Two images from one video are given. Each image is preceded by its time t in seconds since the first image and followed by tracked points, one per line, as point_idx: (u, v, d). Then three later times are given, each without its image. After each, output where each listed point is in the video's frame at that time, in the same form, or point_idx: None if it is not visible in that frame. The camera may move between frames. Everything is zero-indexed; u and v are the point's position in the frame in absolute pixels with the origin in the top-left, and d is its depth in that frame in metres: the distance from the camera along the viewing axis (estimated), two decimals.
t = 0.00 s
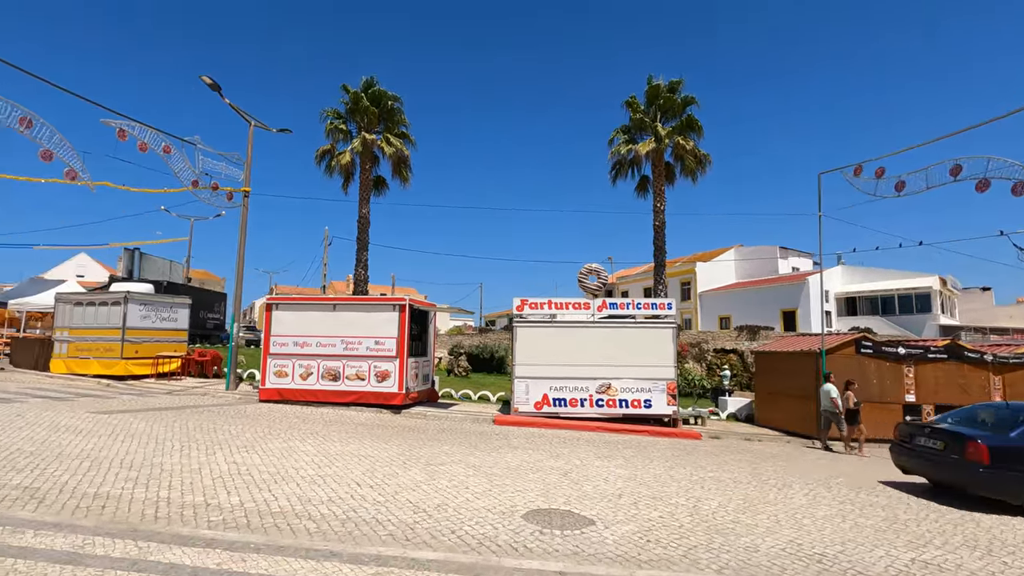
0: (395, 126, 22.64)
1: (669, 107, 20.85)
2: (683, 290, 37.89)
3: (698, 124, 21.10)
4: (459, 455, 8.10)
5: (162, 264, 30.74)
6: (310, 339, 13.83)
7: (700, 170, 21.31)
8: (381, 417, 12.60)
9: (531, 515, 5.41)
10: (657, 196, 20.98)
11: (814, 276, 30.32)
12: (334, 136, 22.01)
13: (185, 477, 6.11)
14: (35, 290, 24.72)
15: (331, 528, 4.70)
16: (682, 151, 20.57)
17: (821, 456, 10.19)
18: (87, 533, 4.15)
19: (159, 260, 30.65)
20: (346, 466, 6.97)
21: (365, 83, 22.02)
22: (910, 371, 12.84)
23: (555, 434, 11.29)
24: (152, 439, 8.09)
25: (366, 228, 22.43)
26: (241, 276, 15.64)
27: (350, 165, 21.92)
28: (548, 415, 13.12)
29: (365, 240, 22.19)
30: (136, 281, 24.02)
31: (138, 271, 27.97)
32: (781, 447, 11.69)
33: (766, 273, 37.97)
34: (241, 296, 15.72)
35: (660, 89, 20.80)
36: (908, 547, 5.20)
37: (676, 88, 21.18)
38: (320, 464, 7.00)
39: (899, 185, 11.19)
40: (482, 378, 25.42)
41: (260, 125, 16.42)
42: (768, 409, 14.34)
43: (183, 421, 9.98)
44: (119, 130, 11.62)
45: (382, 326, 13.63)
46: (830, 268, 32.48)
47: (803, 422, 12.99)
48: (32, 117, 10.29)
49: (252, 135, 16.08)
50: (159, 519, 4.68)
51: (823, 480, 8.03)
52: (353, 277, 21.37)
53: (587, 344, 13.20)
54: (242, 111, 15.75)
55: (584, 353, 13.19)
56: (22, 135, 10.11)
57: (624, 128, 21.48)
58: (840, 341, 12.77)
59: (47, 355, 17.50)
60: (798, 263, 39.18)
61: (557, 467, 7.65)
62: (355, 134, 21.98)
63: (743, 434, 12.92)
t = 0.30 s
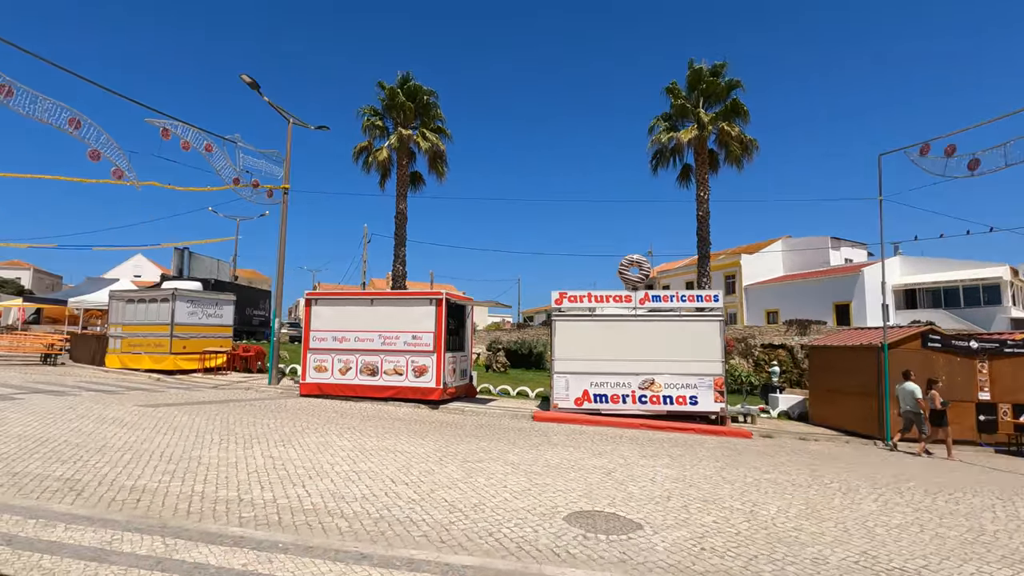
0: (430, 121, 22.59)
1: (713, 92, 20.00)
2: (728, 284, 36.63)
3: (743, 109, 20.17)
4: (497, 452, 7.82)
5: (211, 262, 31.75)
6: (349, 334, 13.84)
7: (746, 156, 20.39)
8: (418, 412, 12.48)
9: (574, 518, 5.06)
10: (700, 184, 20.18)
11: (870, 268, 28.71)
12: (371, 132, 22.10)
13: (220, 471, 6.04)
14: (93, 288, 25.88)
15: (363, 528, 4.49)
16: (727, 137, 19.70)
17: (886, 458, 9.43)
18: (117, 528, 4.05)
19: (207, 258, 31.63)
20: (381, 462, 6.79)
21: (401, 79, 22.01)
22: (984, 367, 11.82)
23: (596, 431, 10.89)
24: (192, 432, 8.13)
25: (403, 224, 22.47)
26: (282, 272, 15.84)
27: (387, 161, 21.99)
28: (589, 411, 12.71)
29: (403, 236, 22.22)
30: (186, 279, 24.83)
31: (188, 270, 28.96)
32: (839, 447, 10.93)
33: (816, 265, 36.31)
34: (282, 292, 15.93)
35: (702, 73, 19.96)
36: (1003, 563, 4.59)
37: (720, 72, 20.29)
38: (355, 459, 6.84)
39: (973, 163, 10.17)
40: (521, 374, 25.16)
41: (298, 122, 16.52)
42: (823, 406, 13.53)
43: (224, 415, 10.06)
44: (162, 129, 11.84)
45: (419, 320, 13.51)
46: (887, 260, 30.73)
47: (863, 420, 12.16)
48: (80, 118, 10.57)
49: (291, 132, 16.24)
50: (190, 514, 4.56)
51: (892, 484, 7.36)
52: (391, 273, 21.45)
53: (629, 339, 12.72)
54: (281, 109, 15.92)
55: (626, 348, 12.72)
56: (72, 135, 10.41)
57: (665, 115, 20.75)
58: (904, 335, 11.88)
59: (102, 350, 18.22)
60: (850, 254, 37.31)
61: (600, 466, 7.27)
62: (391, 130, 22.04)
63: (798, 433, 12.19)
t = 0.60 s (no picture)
0: (477, 119, 22.51)
1: (772, 76, 18.89)
2: (789, 280, 34.83)
3: (807, 93, 18.96)
4: (551, 456, 7.48)
5: (269, 265, 32.96)
6: (399, 333, 13.84)
7: (810, 143, 19.16)
8: (468, 413, 12.31)
9: (635, 532, 4.67)
10: (760, 174, 19.12)
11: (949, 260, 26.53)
12: (419, 133, 22.20)
13: (270, 471, 5.98)
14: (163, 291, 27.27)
15: (411, 537, 4.26)
16: (788, 123, 18.57)
17: (984, 469, 8.46)
18: (164, 532, 3.97)
19: (265, 261, 32.73)
20: (431, 465, 6.58)
21: (448, 78, 21.98)
22: None
23: (653, 435, 10.36)
24: (247, 431, 8.22)
25: (452, 223, 22.46)
26: (334, 273, 16.05)
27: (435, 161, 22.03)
28: (645, 413, 12.15)
29: (452, 235, 22.21)
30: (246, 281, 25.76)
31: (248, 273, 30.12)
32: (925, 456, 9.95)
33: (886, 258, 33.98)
34: (335, 291, 16.16)
35: (761, 57, 18.87)
36: None
37: (781, 54, 19.14)
38: (404, 462, 6.66)
39: None
40: (571, 373, 24.71)
41: (347, 124, 16.62)
42: (904, 412, 12.43)
43: (278, 414, 10.19)
44: (219, 135, 12.16)
45: (468, 320, 13.34)
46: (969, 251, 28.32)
47: (952, 426, 11.05)
48: (143, 125, 10.98)
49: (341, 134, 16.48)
50: (238, 518, 4.46)
51: (997, 500, 6.52)
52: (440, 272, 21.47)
53: (686, 337, 12.08)
54: (331, 111, 16.17)
55: (683, 347, 12.09)
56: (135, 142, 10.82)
57: (721, 103, 19.78)
58: (998, 332, 10.72)
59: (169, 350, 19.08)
60: (926, 246, 34.69)
61: (660, 474, 6.80)
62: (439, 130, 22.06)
63: (876, 440, 11.21)
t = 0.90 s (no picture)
0: (537, 116, 22.26)
1: (857, 52, 17.41)
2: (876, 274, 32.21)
3: (897, 68, 17.33)
4: (623, 461, 7.02)
5: (338, 269, 34.14)
6: (462, 333, 13.73)
7: (902, 123, 17.52)
8: (534, 415, 11.99)
9: (726, 550, 4.17)
10: (845, 160, 17.65)
11: None
12: (479, 133, 22.22)
13: (337, 472, 5.90)
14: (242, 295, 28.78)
15: (479, 547, 3.98)
16: (876, 103, 17.05)
17: None
18: (231, 532, 3.90)
19: (334, 264, 33.88)
20: (498, 469, 6.30)
21: (507, 77, 21.85)
22: None
23: (732, 441, 9.64)
24: (316, 430, 8.28)
25: (513, 222, 22.28)
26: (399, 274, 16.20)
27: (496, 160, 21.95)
28: (722, 417, 11.38)
29: (514, 234, 22.03)
30: (316, 284, 26.73)
31: (319, 277, 31.30)
32: None
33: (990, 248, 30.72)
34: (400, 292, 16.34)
35: (844, 32, 17.43)
36: None
37: (866, 28, 17.60)
38: (471, 465, 6.42)
39: None
40: (638, 375, 23.93)
41: (409, 127, 16.74)
42: None
43: (346, 413, 10.28)
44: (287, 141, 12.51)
45: (532, 319, 13.04)
46: None
47: None
48: (218, 134, 11.47)
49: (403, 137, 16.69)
50: (304, 519, 4.35)
51: None
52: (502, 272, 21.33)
53: (767, 336, 11.20)
54: (393, 114, 16.39)
55: (763, 347, 11.23)
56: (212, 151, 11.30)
57: (798, 86, 18.46)
58: None
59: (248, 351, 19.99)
60: None
61: (746, 484, 6.19)
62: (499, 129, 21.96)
63: (993, 451, 9.91)
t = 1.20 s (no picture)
0: (604, 112, 21.72)
1: (966, 20, 15.60)
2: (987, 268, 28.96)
3: (1015, 35, 15.39)
4: (711, 477, 6.46)
5: (408, 273, 34.93)
6: (532, 336, 13.46)
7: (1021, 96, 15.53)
8: (607, 421, 11.51)
9: None
10: (952, 140, 15.87)
11: None
12: (545, 132, 21.96)
13: (409, 481, 5.76)
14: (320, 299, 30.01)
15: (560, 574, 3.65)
16: (990, 75, 15.21)
17: None
18: (304, 547, 3.79)
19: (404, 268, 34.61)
20: (575, 482, 5.93)
21: (572, 74, 21.46)
22: None
23: (831, 454, 8.75)
24: (389, 435, 8.25)
25: (580, 222, 21.81)
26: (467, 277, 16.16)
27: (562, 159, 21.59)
28: (816, 427, 10.41)
29: (582, 234, 21.56)
30: (388, 289, 27.40)
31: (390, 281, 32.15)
32: None
33: None
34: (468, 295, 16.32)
35: None
36: None
37: None
38: (546, 477, 6.09)
39: None
40: (716, 378, 22.83)
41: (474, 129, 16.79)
42: None
43: (418, 418, 10.25)
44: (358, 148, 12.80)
45: (604, 321, 12.56)
46: None
47: None
48: (294, 145, 11.88)
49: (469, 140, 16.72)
50: (376, 535, 4.19)
51: None
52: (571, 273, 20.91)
53: (866, 338, 10.15)
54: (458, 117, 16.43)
55: (864, 351, 10.15)
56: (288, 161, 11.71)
57: (894, 62, 16.86)
58: None
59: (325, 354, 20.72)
60: None
61: (858, 508, 5.48)
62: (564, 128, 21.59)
63: None
